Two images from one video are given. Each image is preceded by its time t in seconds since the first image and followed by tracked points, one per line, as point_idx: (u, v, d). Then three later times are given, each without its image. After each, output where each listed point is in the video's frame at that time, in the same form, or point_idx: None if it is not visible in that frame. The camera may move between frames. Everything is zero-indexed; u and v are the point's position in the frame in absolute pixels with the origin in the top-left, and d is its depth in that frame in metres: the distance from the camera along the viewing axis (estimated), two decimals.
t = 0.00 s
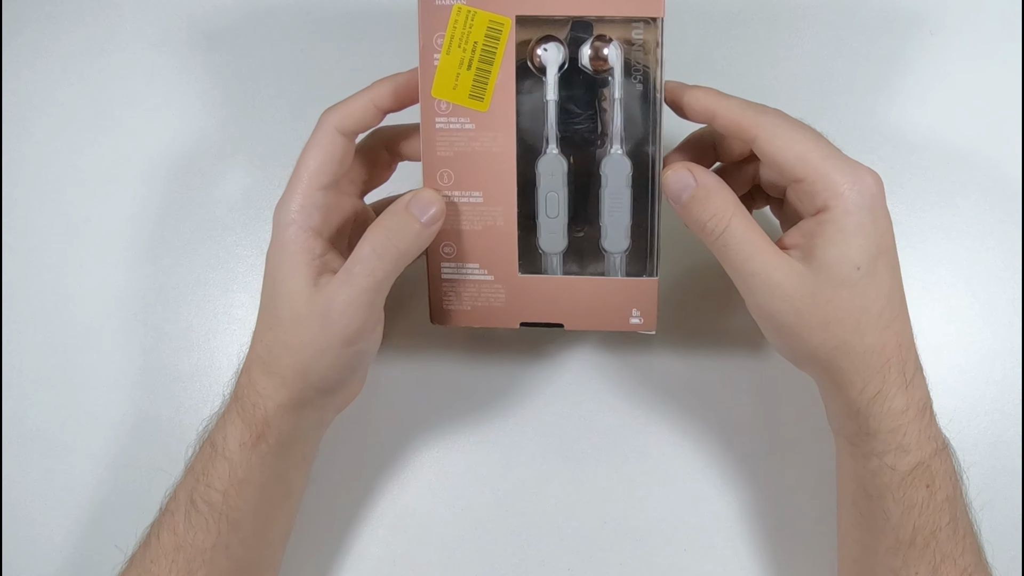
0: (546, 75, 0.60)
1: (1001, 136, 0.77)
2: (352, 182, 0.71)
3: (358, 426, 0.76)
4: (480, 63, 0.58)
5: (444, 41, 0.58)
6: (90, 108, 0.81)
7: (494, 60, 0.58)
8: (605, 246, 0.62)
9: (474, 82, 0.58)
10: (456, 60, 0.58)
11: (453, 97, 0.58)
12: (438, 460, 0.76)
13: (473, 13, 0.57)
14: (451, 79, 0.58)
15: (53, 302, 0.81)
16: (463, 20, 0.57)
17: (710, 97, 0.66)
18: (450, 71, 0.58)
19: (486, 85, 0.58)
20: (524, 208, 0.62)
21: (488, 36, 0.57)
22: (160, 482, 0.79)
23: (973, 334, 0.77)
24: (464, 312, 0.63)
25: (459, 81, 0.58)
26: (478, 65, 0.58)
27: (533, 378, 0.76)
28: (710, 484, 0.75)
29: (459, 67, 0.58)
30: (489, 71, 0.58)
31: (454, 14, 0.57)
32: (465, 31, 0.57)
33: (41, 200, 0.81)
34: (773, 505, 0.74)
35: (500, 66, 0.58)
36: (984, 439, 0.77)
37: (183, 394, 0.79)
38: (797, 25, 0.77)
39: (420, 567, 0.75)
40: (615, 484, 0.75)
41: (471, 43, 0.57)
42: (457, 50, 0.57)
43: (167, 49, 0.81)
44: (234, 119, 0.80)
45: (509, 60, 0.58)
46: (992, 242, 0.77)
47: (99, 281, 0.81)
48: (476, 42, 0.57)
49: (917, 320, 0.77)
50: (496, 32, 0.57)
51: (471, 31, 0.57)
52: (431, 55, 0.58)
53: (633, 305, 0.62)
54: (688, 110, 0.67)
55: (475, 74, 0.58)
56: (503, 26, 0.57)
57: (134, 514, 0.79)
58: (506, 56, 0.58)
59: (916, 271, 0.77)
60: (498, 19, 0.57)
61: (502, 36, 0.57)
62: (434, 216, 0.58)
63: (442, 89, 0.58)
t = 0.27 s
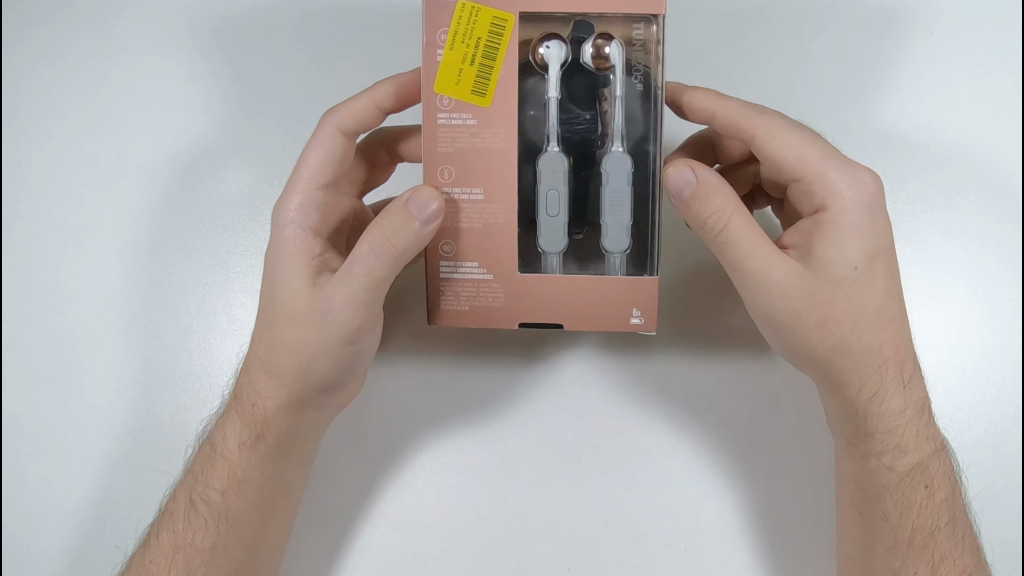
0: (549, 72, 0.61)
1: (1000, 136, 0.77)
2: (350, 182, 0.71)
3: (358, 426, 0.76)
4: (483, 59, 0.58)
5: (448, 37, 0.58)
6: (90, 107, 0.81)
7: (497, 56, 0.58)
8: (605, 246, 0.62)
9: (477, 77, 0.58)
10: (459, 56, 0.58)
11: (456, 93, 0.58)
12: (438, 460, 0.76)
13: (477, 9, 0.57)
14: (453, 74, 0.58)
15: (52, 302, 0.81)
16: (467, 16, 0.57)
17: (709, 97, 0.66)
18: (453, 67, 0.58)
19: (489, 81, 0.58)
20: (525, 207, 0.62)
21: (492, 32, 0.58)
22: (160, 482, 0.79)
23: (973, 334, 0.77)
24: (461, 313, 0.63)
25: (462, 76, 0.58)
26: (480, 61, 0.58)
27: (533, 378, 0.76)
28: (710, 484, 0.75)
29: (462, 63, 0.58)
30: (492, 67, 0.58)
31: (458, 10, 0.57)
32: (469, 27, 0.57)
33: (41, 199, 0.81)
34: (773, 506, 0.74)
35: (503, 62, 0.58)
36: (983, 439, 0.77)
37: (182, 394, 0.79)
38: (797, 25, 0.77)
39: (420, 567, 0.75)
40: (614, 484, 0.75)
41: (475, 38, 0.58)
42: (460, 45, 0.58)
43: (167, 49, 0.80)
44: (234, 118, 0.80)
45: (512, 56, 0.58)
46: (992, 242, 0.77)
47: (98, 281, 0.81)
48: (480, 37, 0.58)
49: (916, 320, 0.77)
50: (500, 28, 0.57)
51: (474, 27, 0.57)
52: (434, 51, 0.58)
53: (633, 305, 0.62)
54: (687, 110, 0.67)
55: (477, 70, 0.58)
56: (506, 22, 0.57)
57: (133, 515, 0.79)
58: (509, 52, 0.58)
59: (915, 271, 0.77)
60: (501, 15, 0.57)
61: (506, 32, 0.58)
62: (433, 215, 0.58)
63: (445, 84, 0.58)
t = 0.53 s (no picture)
0: (555, 72, 0.61)
1: (1000, 137, 0.78)
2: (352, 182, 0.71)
3: (358, 427, 0.76)
4: (492, 58, 0.58)
5: (457, 35, 0.58)
6: (92, 107, 0.81)
7: (506, 55, 0.58)
8: (610, 242, 0.62)
9: (485, 76, 0.58)
10: (469, 54, 0.58)
11: (464, 91, 0.59)
12: (438, 460, 0.76)
13: (486, 9, 0.58)
14: (462, 72, 0.58)
15: (54, 301, 0.81)
16: (476, 15, 0.58)
17: (711, 93, 0.66)
18: (462, 65, 0.58)
19: (497, 80, 0.59)
20: (531, 205, 0.62)
21: (500, 31, 0.58)
22: (160, 482, 0.79)
23: (973, 334, 0.77)
24: (466, 310, 0.62)
25: (471, 75, 0.58)
26: (489, 60, 0.58)
27: (535, 378, 0.76)
28: (710, 484, 0.75)
29: (471, 61, 0.58)
30: (500, 66, 0.58)
31: (467, 9, 0.58)
32: (478, 26, 0.58)
33: (43, 199, 0.81)
34: (773, 506, 0.74)
35: (512, 61, 0.58)
36: (983, 440, 0.77)
37: (183, 394, 0.79)
38: (798, 25, 0.78)
39: (420, 568, 0.75)
40: (615, 484, 0.75)
41: (484, 37, 0.58)
42: (469, 44, 0.58)
43: (169, 49, 0.80)
44: (236, 119, 0.80)
45: (520, 55, 0.58)
46: (992, 243, 0.77)
47: (100, 281, 0.81)
48: (489, 37, 0.58)
49: (917, 321, 0.77)
50: (508, 28, 0.58)
51: (483, 26, 0.58)
52: (443, 50, 0.58)
53: (638, 300, 0.62)
54: (684, 105, 0.67)
55: (486, 69, 0.58)
56: (515, 21, 0.58)
57: (133, 515, 0.79)
58: (518, 51, 0.58)
59: (915, 271, 0.77)
60: (510, 15, 0.58)
61: (514, 32, 0.58)
62: (439, 213, 0.58)
63: (454, 82, 0.58)
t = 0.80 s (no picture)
0: (554, 73, 0.60)
1: (1000, 137, 0.78)
2: (352, 181, 0.71)
3: (358, 427, 0.76)
4: (489, 63, 0.58)
5: (452, 41, 0.57)
6: (91, 108, 0.81)
7: (503, 60, 0.58)
8: (611, 243, 0.62)
9: (482, 81, 0.58)
10: (465, 59, 0.57)
11: (461, 96, 0.58)
12: (438, 460, 0.76)
13: (482, 12, 0.57)
14: (459, 78, 0.58)
15: (53, 302, 0.81)
16: (472, 19, 0.57)
17: (714, 94, 0.66)
18: (459, 70, 0.58)
19: (495, 85, 0.58)
20: (533, 206, 0.62)
21: (497, 35, 0.57)
22: (160, 482, 0.79)
23: (973, 334, 0.77)
24: (471, 312, 0.63)
25: (468, 80, 0.58)
26: (486, 64, 0.58)
27: (534, 378, 0.76)
28: (710, 484, 0.75)
29: (468, 66, 0.58)
30: (498, 71, 0.58)
31: (463, 13, 0.57)
32: (474, 31, 0.57)
33: (41, 200, 0.81)
34: (773, 506, 0.74)
35: (509, 65, 0.58)
36: (983, 439, 0.77)
37: (183, 394, 0.79)
38: (798, 25, 0.77)
39: (419, 568, 0.75)
40: (615, 484, 0.75)
41: (480, 42, 0.57)
42: (465, 49, 0.57)
43: (168, 50, 0.80)
44: (234, 119, 0.80)
45: (518, 59, 0.58)
46: (992, 243, 0.77)
47: (99, 282, 0.81)
48: (485, 41, 0.57)
49: (917, 320, 0.77)
50: (505, 32, 0.57)
51: (479, 31, 0.57)
52: (439, 55, 0.58)
53: (640, 299, 0.62)
54: (687, 105, 0.67)
55: (483, 73, 0.58)
56: (511, 25, 0.57)
57: (133, 515, 0.79)
58: (515, 55, 0.58)
59: (915, 271, 0.77)
60: (507, 19, 0.57)
61: (511, 36, 0.57)
62: (440, 218, 0.58)
63: (451, 88, 0.58)
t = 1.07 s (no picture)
0: (554, 75, 0.60)
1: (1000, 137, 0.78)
2: (352, 181, 0.71)
3: (358, 427, 0.76)
4: (488, 65, 0.58)
5: (452, 43, 0.57)
6: (90, 108, 0.81)
7: (503, 61, 0.58)
8: (612, 243, 0.62)
9: (482, 82, 0.58)
10: (465, 62, 0.57)
11: (461, 98, 0.58)
12: (438, 460, 0.76)
13: (481, 14, 0.57)
14: (458, 80, 0.58)
15: (53, 302, 0.80)
16: (471, 21, 0.57)
17: (714, 94, 0.65)
18: (458, 72, 0.57)
19: (494, 86, 0.58)
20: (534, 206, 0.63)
21: (496, 37, 0.57)
22: (160, 482, 0.79)
23: (973, 334, 0.77)
24: (472, 312, 0.63)
25: (467, 82, 0.58)
26: (486, 66, 0.58)
27: (534, 378, 0.76)
28: (710, 483, 0.75)
29: (468, 68, 0.57)
30: (498, 73, 0.58)
31: (462, 15, 0.57)
32: (474, 32, 0.57)
33: (41, 200, 0.81)
34: (774, 505, 0.74)
35: (509, 67, 0.58)
36: (983, 439, 0.77)
37: (183, 394, 0.79)
38: (798, 25, 0.77)
39: (419, 568, 0.75)
40: (615, 484, 0.75)
41: (480, 44, 0.57)
42: (465, 51, 0.57)
43: (167, 50, 0.80)
44: (234, 120, 0.80)
45: (517, 61, 0.58)
46: (992, 242, 0.77)
47: (99, 282, 0.80)
48: (484, 43, 0.57)
49: (917, 321, 0.77)
50: (505, 33, 0.57)
51: (479, 32, 0.57)
52: (438, 57, 0.57)
53: (642, 299, 0.62)
54: (687, 105, 0.67)
55: (483, 75, 0.58)
56: (511, 27, 0.57)
57: (133, 515, 0.79)
58: (515, 57, 0.58)
59: (915, 271, 0.77)
60: (506, 20, 0.57)
61: (511, 37, 0.57)
62: (442, 220, 0.58)
63: (450, 90, 0.58)
